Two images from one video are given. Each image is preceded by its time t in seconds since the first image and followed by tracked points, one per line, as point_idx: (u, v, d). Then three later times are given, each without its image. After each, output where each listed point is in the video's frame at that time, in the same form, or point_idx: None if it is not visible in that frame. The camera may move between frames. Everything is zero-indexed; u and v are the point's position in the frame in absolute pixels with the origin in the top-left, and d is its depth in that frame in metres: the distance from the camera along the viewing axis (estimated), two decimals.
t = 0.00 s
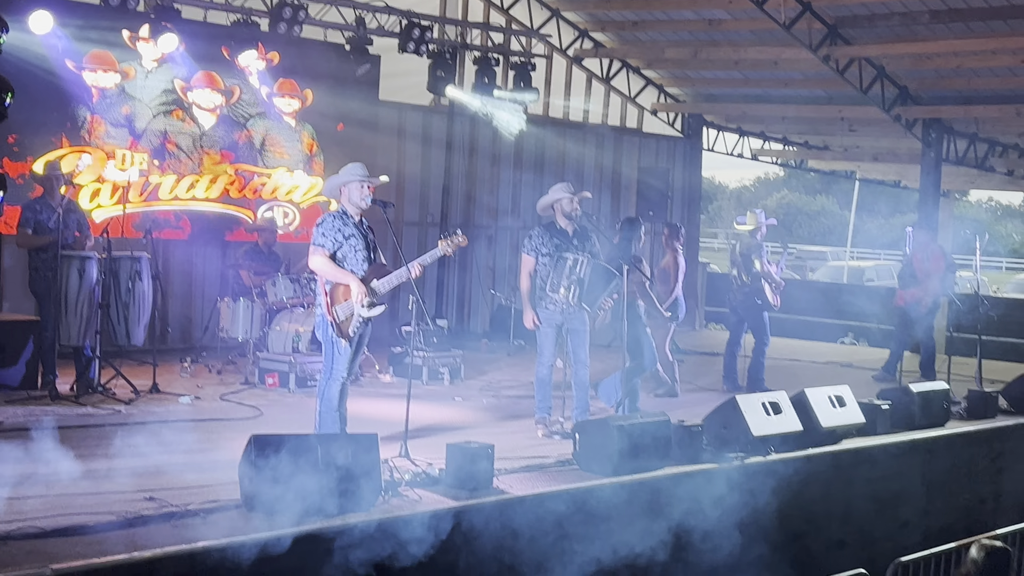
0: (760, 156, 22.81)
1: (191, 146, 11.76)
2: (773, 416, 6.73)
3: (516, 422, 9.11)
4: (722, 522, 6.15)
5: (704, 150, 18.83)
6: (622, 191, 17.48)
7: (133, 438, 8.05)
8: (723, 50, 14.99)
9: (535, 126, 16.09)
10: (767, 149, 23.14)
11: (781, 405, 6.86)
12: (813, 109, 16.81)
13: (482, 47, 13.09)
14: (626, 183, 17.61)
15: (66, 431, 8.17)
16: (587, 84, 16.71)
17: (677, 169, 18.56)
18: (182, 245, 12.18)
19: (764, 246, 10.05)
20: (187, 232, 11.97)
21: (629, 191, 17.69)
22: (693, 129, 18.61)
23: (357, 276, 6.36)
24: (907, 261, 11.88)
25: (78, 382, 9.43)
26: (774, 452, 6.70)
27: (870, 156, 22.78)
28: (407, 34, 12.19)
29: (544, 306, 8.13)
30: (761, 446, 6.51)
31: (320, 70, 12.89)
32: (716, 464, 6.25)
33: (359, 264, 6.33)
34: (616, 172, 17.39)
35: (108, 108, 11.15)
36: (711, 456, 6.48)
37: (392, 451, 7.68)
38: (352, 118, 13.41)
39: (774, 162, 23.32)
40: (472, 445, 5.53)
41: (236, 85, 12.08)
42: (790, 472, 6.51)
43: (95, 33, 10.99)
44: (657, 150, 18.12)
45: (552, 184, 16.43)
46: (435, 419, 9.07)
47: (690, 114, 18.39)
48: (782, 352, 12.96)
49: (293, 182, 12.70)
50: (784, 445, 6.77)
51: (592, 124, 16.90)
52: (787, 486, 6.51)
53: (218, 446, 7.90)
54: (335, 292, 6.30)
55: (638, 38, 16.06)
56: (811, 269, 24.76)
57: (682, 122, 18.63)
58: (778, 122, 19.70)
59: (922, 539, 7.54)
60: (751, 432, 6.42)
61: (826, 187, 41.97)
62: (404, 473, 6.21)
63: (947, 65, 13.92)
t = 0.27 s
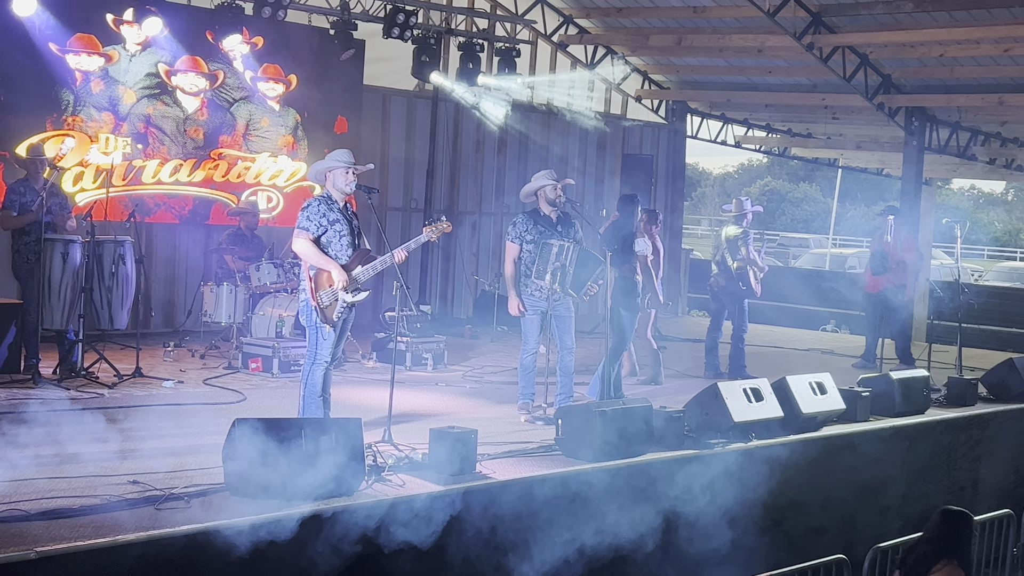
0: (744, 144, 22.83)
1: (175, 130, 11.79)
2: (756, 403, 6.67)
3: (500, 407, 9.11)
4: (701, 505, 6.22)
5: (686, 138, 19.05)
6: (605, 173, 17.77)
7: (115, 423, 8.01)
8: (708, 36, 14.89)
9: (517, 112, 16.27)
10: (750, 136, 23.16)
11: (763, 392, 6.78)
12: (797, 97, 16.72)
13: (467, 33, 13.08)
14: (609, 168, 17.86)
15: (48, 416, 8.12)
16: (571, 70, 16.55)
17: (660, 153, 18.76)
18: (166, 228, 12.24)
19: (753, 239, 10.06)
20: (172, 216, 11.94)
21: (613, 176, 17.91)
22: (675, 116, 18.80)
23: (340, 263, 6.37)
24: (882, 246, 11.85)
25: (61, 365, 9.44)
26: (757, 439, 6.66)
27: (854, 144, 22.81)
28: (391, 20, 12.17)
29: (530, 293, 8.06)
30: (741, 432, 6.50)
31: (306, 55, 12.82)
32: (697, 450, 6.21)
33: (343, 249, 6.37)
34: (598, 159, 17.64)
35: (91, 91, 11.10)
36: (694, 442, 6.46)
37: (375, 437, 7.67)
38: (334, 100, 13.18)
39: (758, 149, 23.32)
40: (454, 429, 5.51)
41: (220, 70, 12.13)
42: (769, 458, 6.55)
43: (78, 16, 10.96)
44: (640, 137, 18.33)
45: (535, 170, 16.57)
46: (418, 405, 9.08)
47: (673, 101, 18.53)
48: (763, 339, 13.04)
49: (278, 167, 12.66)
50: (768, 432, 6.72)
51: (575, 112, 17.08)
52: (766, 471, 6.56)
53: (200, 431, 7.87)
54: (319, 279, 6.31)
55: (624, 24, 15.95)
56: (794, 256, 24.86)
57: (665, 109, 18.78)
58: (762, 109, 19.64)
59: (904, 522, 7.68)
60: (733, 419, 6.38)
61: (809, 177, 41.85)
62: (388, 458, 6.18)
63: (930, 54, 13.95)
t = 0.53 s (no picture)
0: (736, 143, 22.89)
1: (170, 126, 11.78)
2: (748, 401, 6.64)
3: (493, 404, 9.14)
4: (690, 502, 6.26)
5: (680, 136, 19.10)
6: (599, 171, 17.85)
7: (108, 419, 8.01)
8: (702, 36, 14.93)
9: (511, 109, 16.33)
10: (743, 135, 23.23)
11: (756, 390, 6.75)
12: (791, 96, 16.71)
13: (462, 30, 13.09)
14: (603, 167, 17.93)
15: (42, 411, 8.12)
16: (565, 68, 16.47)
17: (655, 151, 18.81)
18: (160, 224, 12.27)
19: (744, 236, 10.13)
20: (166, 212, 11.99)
21: (607, 175, 17.99)
22: (670, 114, 18.85)
23: (334, 259, 6.38)
24: (873, 247, 11.87)
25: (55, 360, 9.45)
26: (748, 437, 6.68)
27: (846, 144, 22.89)
28: (387, 16, 12.07)
29: (527, 292, 8.06)
30: (734, 430, 6.50)
31: (302, 51, 12.86)
32: (689, 447, 6.24)
33: (338, 246, 6.38)
34: (593, 158, 17.71)
35: (86, 86, 11.12)
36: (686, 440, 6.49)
37: (368, 433, 7.70)
38: (328, 95, 13.19)
39: (752, 148, 23.37)
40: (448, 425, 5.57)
41: (216, 66, 12.09)
42: (760, 456, 6.59)
43: (75, 10, 10.97)
44: (634, 136, 18.37)
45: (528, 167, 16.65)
46: (411, 401, 9.11)
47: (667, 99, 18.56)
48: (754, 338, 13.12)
49: (272, 163, 12.68)
50: (760, 430, 6.74)
51: (569, 110, 17.15)
52: (757, 469, 6.60)
53: (194, 427, 7.88)
54: (313, 275, 6.32)
55: (619, 23, 15.96)
56: (786, 255, 24.96)
57: (660, 107, 18.81)
58: (756, 109, 19.68)
59: (895, 520, 7.80)
60: (726, 418, 6.35)
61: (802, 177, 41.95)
62: (381, 455, 6.19)
63: (923, 55, 14.00)
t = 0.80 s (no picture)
0: (744, 149, 22.92)
1: (178, 130, 11.81)
2: (755, 409, 6.57)
3: (500, 410, 9.16)
4: (697, 509, 6.27)
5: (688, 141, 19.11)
6: (606, 177, 17.87)
7: (118, 422, 8.04)
8: (709, 43, 14.98)
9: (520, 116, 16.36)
10: (752, 141, 23.26)
11: (763, 397, 6.68)
12: (799, 103, 16.77)
13: (470, 36, 13.11)
14: (610, 173, 17.93)
15: (52, 413, 8.15)
16: (574, 74, 16.87)
17: (661, 157, 18.84)
18: (167, 229, 12.30)
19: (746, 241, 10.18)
20: (174, 217, 12.03)
21: (614, 180, 18.01)
22: (677, 121, 18.86)
23: (342, 264, 6.38)
24: (880, 254, 11.84)
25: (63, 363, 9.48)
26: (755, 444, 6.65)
27: (854, 150, 22.91)
28: (395, 22, 12.21)
29: (535, 298, 8.07)
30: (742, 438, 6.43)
31: (311, 57, 12.87)
32: (695, 455, 6.24)
33: (346, 252, 6.38)
34: (600, 164, 17.74)
35: (95, 91, 11.16)
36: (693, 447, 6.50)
37: (377, 438, 7.73)
38: (337, 100, 13.21)
39: (759, 155, 23.38)
40: (455, 431, 5.58)
41: (224, 71, 12.11)
42: (767, 464, 6.60)
43: (85, 14, 11.00)
44: (641, 141, 18.38)
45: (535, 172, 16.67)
46: (419, 406, 9.13)
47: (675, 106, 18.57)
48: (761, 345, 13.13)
49: (280, 167, 12.71)
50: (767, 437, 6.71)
51: (577, 115, 17.16)
52: (763, 477, 6.61)
53: (203, 430, 7.91)
54: (322, 280, 6.32)
55: (625, 30, 16.09)
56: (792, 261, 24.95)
57: (666, 114, 18.85)
58: (763, 116, 19.72)
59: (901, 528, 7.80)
60: (733, 425, 6.29)
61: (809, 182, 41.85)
62: (388, 460, 6.21)
63: (931, 63, 14.01)
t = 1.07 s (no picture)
0: (763, 159, 22.91)
1: (199, 138, 11.89)
2: (774, 420, 6.64)
3: (520, 420, 9.15)
4: (718, 521, 6.24)
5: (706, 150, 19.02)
6: (625, 188, 17.82)
7: (140, 428, 8.07)
8: (729, 52, 15.02)
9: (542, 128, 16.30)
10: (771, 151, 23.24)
11: (782, 409, 6.76)
12: (818, 113, 16.77)
13: (489, 45, 13.14)
14: (629, 183, 17.87)
15: (74, 419, 8.19)
16: (594, 84, 16.87)
17: (681, 168, 18.78)
18: (188, 237, 12.38)
19: (766, 252, 10.16)
20: (194, 224, 12.12)
21: (632, 191, 17.95)
22: (696, 131, 18.75)
23: (362, 273, 6.40)
24: (902, 265, 11.78)
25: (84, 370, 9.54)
26: (773, 456, 6.64)
27: (874, 161, 22.86)
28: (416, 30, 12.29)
29: (553, 307, 8.05)
30: (760, 449, 6.47)
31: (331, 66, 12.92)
32: (714, 466, 6.21)
33: (366, 260, 6.39)
34: (620, 174, 17.67)
35: (117, 99, 11.27)
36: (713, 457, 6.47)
37: (397, 447, 7.75)
38: (358, 108, 13.26)
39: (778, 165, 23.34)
40: (473, 440, 5.57)
41: (245, 79, 12.18)
42: (787, 476, 6.58)
43: (109, 23, 11.07)
44: (660, 151, 18.30)
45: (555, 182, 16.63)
46: (439, 415, 9.14)
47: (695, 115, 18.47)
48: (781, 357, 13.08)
49: (300, 175, 12.77)
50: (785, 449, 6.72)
51: (596, 123, 17.04)
52: (783, 489, 6.59)
53: (225, 437, 7.94)
54: (342, 289, 6.35)
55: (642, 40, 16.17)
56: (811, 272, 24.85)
57: (686, 123, 18.78)
58: (782, 126, 19.70)
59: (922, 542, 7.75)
60: (751, 437, 6.33)
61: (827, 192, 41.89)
62: (408, 469, 6.21)
63: (953, 74, 14.00)
